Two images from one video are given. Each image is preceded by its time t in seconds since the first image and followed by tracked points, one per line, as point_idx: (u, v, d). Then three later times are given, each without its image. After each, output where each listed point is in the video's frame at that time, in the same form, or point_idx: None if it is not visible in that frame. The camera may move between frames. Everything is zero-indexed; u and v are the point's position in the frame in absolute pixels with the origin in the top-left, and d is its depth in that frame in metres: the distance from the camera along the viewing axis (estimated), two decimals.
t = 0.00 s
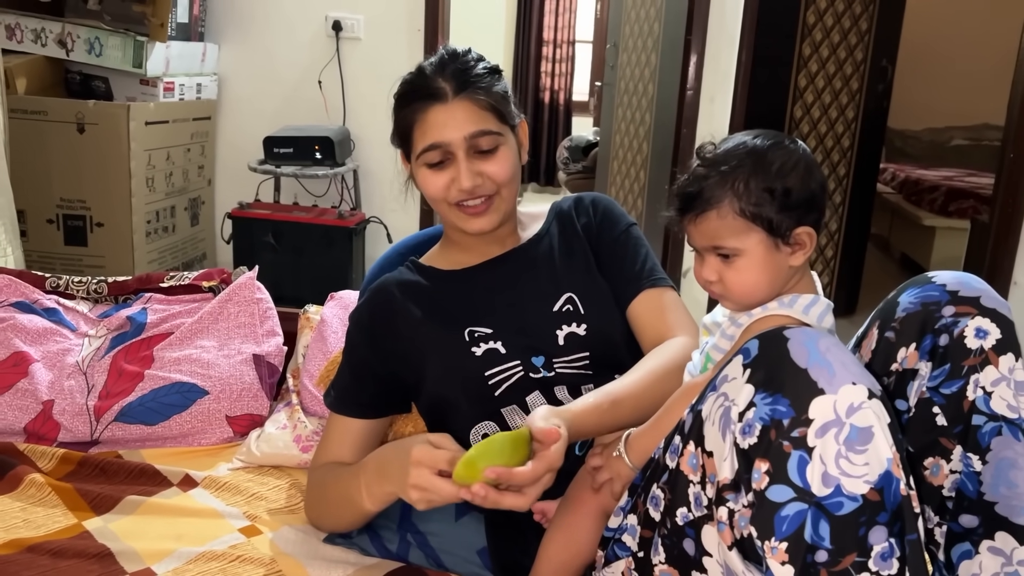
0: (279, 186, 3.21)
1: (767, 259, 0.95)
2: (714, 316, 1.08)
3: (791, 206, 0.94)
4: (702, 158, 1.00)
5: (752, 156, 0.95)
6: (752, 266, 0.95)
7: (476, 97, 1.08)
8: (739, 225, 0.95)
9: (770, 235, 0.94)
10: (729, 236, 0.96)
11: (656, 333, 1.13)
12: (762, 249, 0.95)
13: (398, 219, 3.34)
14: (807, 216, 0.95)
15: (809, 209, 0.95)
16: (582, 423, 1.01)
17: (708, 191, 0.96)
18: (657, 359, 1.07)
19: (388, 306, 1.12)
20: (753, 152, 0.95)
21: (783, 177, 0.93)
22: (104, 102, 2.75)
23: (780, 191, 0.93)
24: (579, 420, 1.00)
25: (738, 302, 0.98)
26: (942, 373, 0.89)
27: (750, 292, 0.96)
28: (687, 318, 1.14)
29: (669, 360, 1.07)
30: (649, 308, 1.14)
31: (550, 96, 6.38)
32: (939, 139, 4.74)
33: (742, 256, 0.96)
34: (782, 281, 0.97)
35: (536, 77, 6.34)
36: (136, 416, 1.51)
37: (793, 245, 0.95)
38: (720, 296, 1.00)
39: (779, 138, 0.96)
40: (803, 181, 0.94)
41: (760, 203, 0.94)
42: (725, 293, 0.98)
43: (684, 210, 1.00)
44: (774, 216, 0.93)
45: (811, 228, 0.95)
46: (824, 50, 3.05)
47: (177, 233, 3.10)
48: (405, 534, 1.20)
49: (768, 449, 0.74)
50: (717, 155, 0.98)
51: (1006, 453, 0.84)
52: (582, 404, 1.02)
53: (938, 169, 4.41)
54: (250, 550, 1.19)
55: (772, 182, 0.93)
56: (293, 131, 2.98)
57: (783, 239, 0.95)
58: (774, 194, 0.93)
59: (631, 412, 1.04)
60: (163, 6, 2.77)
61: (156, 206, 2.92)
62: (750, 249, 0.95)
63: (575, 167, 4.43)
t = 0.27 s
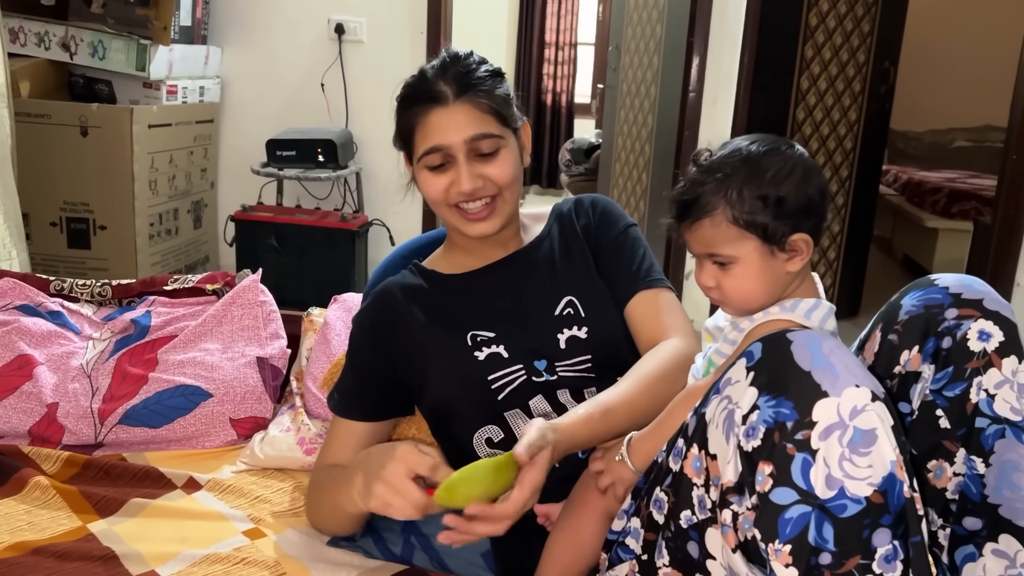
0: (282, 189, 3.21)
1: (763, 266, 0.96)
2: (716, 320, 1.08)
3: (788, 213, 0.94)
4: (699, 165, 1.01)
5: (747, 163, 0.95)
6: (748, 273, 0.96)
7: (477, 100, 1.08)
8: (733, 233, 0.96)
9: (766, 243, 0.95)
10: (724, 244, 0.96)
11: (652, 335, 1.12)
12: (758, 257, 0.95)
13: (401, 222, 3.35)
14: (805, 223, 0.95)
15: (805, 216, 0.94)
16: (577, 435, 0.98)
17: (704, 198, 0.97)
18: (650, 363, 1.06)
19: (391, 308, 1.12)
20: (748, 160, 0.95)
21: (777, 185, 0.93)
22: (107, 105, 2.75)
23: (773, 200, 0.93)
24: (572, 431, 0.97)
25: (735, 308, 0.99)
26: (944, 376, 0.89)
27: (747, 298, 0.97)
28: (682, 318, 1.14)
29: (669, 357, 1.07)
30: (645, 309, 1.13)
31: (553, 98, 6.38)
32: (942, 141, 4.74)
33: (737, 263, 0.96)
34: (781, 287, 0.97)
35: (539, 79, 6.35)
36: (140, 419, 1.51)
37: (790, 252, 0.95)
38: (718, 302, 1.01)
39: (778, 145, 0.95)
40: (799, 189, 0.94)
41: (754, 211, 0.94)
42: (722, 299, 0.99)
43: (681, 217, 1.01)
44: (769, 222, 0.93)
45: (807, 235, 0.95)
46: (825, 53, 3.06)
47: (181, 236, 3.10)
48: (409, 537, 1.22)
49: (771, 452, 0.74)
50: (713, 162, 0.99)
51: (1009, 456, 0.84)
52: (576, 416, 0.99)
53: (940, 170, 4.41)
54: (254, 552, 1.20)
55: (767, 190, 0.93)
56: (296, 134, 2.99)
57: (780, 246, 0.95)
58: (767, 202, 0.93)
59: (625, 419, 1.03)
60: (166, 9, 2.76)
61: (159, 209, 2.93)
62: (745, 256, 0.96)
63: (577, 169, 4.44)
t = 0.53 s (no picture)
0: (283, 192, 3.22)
1: (760, 267, 0.96)
2: (716, 320, 1.07)
3: (782, 213, 0.94)
4: (694, 167, 1.01)
5: (741, 164, 0.95)
6: (745, 274, 0.96)
7: (467, 99, 1.08)
8: (730, 235, 0.96)
9: (762, 244, 0.95)
10: (721, 245, 0.96)
11: (634, 335, 1.10)
12: (754, 258, 0.95)
13: (402, 224, 3.35)
14: (801, 223, 0.95)
15: (800, 216, 0.95)
16: (550, 447, 0.93)
17: (700, 200, 0.97)
18: (628, 367, 1.02)
19: (389, 311, 1.12)
20: (742, 160, 0.96)
21: (770, 187, 0.93)
22: (109, 109, 2.76)
23: (768, 202, 0.93)
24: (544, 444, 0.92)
25: (734, 309, 0.99)
26: (945, 375, 0.89)
27: (745, 299, 0.97)
28: (667, 317, 1.11)
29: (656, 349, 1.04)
30: (631, 308, 1.11)
31: (554, 100, 6.38)
32: (943, 141, 4.74)
33: (735, 265, 0.96)
34: (778, 287, 0.97)
35: (540, 81, 6.35)
36: (141, 421, 1.51)
37: (786, 252, 0.95)
38: (716, 303, 1.01)
39: (771, 145, 0.96)
40: (792, 190, 0.94)
41: (749, 212, 0.94)
42: (721, 301, 0.99)
43: (678, 219, 1.01)
44: (765, 223, 0.94)
45: (803, 235, 0.95)
46: (826, 54, 3.08)
47: (182, 239, 3.11)
48: (410, 538, 1.21)
49: (771, 451, 0.74)
50: (706, 166, 0.99)
51: (1010, 456, 0.84)
52: (548, 428, 0.95)
53: (942, 171, 4.41)
54: (256, 554, 1.20)
55: (762, 191, 0.93)
56: (297, 137, 2.99)
57: (776, 246, 0.95)
58: (762, 204, 0.94)
59: (602, 427, 0.98)
60: (167, 12, 2.76)
61: (161, 212, 2.94)
62: (742, 257, 0.96)
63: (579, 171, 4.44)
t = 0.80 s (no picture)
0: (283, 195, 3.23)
1: (757, 264, 0.96)
2: (713, 319, 1.07)
3: (778, 211, 0.94)
4: (692, 165, 1.01)
5: (736, 162, 0.96)
6: (743, 272, 0.96)
7: (452, 99, 1.07)
8: (728, 233, 0.96)
9: (759, 242, 0.95)
10: (719, 243, 0.97)
11: (622, 339, 1.10)
12: (752, 256, 0.95)
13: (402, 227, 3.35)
14: (797, 220, 0.95)
15: (797, 214, 0.95)
16: (531, 451, 0.92)
17: (697, 199, 0.97)
18: (612, 371, 1.02)
19: (385, 315, 1.13)
20: (738, 159, 0.96)
21: (769, 184, 0.94)
22: (109, 113, 2.77)
23: (765, 199, 0.93)
24: (524, 448, 0.91)
25: (734, 307, 0.99)
26: (942, 373, 0.89)
27: (744, 296, 0.97)
28: (656, 322, 1.10)
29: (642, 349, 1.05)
30: (620, 311, 1.11)
31: (554, 102, 6.39)
32: (943, 141, 4.74)
33: (732, 263, 0.97)
34: (776, 285, 0.97)
35: (540, 83, 6.36)
36: (141, 425, 1.52)
37: (783, 250, 0.96)
38: (714, 301, 1.01)
39: (765, 143, 0.96)
40: (790, 188, 0.94)
41: (746, 211, 0.94)
42: (719, 299, 0.99)
43: (676, 218, 1.02)
44: (761, 221, 0.94)
45: (800, 233, 0.95)
46: (825, 55, 3.07)
47: (183, 243, 3.11)
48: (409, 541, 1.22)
49: (768, 450, 0.74)
50: (705, 163, 0.99)
51: (1007, 454, 0.84)
52: (529, 430, 0.93)
53: (942, 171, 4.41)
54: (255, 556, 1.20)
55: (758, 189, 0.94)
56: (297, 141, 3.00)
57: (773, 244, 0.95)
58: (759, 202, 0.94)
59: (582, 433, 0.97)
60: (167, 17, 2.80)
61: (162, 216, 2.94)
62: (739, 256, 0.96)
63: (579, 173, 4.44)
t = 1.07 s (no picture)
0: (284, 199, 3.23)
1: (757, 264, 0.95)
2: (712, 319, 1.07)
3: (785, 210, 0.94)
4: (693, 162, 1.01)
5: (738, 160, 0.95)
6: (743, 270, 0.95)
7: (442, 100, 1.07)
8: (728, 232, 0.95)
9: (760, 241, 0.94)
10: (719, 241, 0.96)
11: (623, 340, 1.09)
12: (752, 255, 0.95)
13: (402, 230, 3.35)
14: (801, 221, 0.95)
15: (799, 214, 0.94)
16: (531, 452, 0.91)
17: (699, 196, 0.97)
18: (614, 373, 1.01)
19: (383, 316, 1.12)
20: (741, 157, 0.96)
21: (772, 182, 0.93)
22: (108, 118, 2.77)
23: (767, 198, 0.93)
24: (525, 448, 0.89)
25: (737, 305, 0.98)
26: (943, 371, 0.88)
27: (742, 295, 0.96)
28: (657, 323, 1.10)
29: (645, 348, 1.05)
30: (620, 311, 1.11)
31: (554, 104, 6.39)
32: (944, 141, 4.74)
33: (732, 261, 0.96)
34: (776, 284, 0.96)
35: (540, 85, 6.36)
36: (141, 429, 1.51)
37: (784, 250, 0.95)
38: (713, 299, 1.00)
39: (768, 142, 0.95)
40: (793, 186, 0.94)
41: (748, 209, 0.94)
42: (719, 300, 0.99)
43: (676, 215, 1.01)
44: (763, 220, 0.94)
45: (801, 233, 0.95)
46: (824, 54, 3.07)
47: (183, 247, 3.11)
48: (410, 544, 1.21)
49: (767, 450, 0.74)
50: (707, 160, 0.99)
51: (1009, 452, 0.83)
52: (529, 430, 0.92)
53: (943, 170, 4.40)
54: (254, 560, 1.20)
55: (760, 188, 0.93)
56: (296, 144, 3.00)
57: (775, 244, 0.94)
58: (762, 200, 0.93)
59: (584, 432, 0.96)
60: (166, 22, 2.77)
61: (162, 221, 2.94)
62: (739, 254, 0.95)
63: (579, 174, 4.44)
